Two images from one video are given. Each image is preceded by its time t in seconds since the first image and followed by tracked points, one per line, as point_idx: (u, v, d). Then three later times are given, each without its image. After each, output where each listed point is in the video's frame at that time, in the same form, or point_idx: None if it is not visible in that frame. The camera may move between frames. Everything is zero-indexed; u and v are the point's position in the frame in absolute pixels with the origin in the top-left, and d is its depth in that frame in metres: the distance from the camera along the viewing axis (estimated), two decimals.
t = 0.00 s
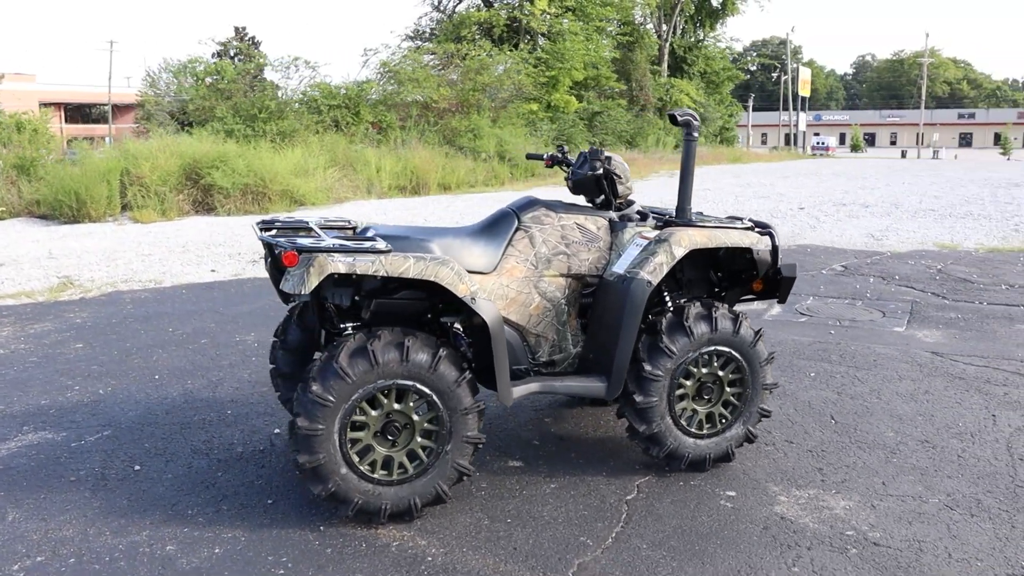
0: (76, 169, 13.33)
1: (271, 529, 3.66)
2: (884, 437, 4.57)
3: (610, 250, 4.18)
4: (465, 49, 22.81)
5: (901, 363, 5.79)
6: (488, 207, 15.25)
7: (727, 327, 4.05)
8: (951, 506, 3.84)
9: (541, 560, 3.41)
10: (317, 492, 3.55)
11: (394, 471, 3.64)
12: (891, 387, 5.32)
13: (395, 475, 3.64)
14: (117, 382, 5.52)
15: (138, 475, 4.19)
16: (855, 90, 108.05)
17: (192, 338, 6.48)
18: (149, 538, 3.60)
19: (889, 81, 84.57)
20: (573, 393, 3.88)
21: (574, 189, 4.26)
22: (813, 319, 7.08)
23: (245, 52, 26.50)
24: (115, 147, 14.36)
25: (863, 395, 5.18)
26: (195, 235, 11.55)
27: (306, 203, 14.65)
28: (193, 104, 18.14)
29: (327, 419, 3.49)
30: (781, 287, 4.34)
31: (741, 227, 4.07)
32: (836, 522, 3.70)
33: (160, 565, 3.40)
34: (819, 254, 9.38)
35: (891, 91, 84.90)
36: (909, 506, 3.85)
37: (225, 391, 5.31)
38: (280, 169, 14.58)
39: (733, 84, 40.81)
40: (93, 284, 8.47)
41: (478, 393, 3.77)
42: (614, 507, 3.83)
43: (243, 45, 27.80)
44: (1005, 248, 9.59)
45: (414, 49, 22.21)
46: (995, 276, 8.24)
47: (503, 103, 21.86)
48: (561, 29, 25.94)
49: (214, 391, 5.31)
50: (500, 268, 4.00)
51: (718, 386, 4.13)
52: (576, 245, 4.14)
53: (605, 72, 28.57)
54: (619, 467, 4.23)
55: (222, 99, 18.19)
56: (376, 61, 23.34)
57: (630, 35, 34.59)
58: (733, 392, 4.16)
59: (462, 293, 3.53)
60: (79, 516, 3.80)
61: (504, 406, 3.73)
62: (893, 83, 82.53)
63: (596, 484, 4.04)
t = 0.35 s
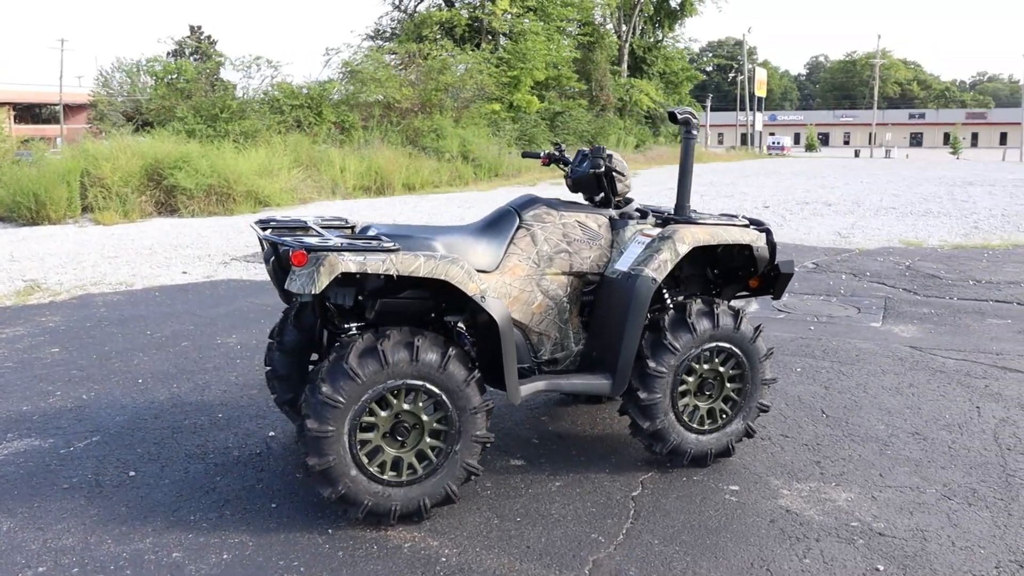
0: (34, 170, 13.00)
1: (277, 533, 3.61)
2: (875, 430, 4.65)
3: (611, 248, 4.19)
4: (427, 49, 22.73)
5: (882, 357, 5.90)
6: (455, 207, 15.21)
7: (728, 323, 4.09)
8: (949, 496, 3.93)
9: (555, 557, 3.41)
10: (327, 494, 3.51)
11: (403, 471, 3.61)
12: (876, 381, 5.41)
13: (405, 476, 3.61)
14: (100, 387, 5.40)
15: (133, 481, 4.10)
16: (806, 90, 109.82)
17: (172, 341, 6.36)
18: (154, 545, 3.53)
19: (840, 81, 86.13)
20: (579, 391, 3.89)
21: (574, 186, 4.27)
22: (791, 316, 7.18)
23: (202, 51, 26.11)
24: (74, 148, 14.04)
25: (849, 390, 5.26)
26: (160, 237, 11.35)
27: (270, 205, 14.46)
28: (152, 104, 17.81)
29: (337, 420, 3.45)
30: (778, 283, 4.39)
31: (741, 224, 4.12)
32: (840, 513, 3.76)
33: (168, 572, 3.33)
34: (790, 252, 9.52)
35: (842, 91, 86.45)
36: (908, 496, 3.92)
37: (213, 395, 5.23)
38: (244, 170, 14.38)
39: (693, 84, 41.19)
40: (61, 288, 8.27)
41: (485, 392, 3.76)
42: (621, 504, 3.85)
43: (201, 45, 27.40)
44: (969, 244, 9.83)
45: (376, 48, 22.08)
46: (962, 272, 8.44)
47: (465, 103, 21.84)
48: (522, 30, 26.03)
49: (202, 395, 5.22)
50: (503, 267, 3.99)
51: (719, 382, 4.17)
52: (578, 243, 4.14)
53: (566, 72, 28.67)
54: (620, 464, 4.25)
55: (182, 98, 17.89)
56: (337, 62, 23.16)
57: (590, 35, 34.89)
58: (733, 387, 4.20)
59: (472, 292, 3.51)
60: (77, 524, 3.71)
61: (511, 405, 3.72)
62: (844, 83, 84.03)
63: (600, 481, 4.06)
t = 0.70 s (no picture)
0: None
1: (283, 539, 3.55)
2: (864, 423, 4.74)
3: (608, 247, 4.21)
4: (386, 48, 22.60)
5: (861, 352, 6.01)
6: (419, 207, 15.13)
7: (725, 321, 4.14)
8: (943, 487, 4.02)
9: (567, 556, 3.41)
10: (334, 498, 3.47)
11: (410, 474, 3.58)
12: (858, 375, 5.51)
13: (411, 478, 3.58)
14: (79, 394, 5.28)
15: (127, 489, 4.01)
16: (757, 90, 111.36)
17: (148, 346, 6.24)
18: (156, 554, 3.45)
19: (791, 81, 87.54)
20: (582, 390, 3.91)
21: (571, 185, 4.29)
22: (767, 313, 7.28)
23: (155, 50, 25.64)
24: (28, 148, 13.69)
25: (833, 385, 5.35)
26: (121, 240, 11.12)
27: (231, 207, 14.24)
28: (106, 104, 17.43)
29: (345, 423, 3.40)
30: (771, 281, 4.45)
31: (737, 223, 4.18)
32: (839, 507, 3.82)
33: None
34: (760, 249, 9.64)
35: (793, 90, 87.85)
36: (903, 488, 4.00)
37: (198, 399, 5.13)
38: (205, 171, 14.14)
39: (649, 84, 41.54)
40: (25, 292, 8.06)
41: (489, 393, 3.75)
42: (625, 501, 3.87)
43: (154, 44, 26.90)
44: (930, 240, 10.06)
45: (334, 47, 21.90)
46: (927, 268, 8.64)
47: (425, 103, 21.76)
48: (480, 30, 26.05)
49: (187, 399, 5.13)
50: (502, 267, 3.98)
51: (716, 379, 4.21)
52: (576, 243, 4.15)
53: (524, 72, 28.70)
54: (619, 462, 4.27)
55: (137, 98, 17.54)
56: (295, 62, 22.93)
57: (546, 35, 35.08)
58: (730, 384, 4.25)
59: (479, 293, 3.51)
60: (73, 535, 3.61)
61: (516, 405, 3.72)
62: (793, 84, 85.41)
63: (602, 480, 4.07)
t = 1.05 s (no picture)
0: None
1: (293, 540, 3.53)
2: (853, 416, 4.85)
3: (607, 246, 4.24)
4: (347, 48, 22.47)
5: (841, 347, 6.14)
6: (385, 207, 15.06)
7: (723, 317, 4.21)
8: (935, 476, 4.13)
9: (579, 552, 3.44)
10: (345, 499, 3.45)
11: (420, 473, 3.59)
12: (841, 370, 5.62)
13: (421, 478, 3.58)
14: (64, 399, 5.18)
15: (126, 495, 3.95)
16: (712, 90, 112.68)
17: (129, 349, 6.14)
18: (165, 558, 3.41)
19: (746, 81, 88.73)
20: (586, 387, 3.94)
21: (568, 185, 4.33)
22: (745, 310, 7.38)
23: (109, 48, 25.15)
24: None
25: (818, 379, 5.46)
26: (85, 242, 10.91)
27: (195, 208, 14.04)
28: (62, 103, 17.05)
29: (356, 423, 3.39)
30: (764, 278, 4.53)
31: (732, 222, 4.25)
32: (838, 497, 3.91)
33: None
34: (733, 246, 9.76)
35: (749, 91, 89.04)
36: (897, 478, 4.11)
37: (188, 403, 5.07)
38: (168, 171, 13.92)
39: (609, 84, 41.83)
40: None
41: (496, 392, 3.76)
42: (629, 497, 3.91)
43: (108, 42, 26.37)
44: (895, 238, 10.30)
45: (295, 47, 21.72)
46: (895, 264, 8.85)
47: (387, 103, 21.67)
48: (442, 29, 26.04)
49: (176, 403, 5.07)
50: (504, 266, 4.00)
51: (713, 375, 4.28)
52: (576, 242, 4.18)
53: (485, 72, 28.71)
54: (619, 458, 4.32)
55: (95, 97, 17.20)
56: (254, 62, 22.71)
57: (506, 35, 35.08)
58: (727, 380, 4.32)
59: (488, 292, 3.52)
60: (76, 541, 3.55)
61: (523, 403, 3.74)
62: (748, 84, 86.55)
63: (604, 476, 4.11)
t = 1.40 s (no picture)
0: None
1: (308, 537, 3.53)
2: (845, 408, 4.95)
3: (609, 241, 4.29)
4: (313, 46, 22.33)
5: (825, 341, 6.27)
6: (357, 206, 14.98)
7: (723, 311, 4.28)
8: (929, 464, 4.24)
9: (594, 543, 3.49)
10: (360, 495, 3.47)
11: (433, 468, 3.61)
12: (828, 363, 5.74)
13: (435, 472, 3.60)
14: (55, 400, 5.11)
15: (131, 495, 3.92)
16: (674, 88, 113.57)
17: (116, 350, 6.08)
18: (179, 557, 3.40)
19: (708, 80, 89.60)
20: (592, 381, 3.99)
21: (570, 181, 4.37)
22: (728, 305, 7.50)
23: (70, 45, 24.69)
24: None
25: (807, 371, 5.57)
26: (55, 242, 10.72)
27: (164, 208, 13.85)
28: (24, 101, 16.71)
29: (372, 419, 3.41)
30: (760, 271, 4.61)
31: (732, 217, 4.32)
32: (839, 485, 4.01)
33: None
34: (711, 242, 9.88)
35: (710, 89, 89.90)
36: (893, 465, 4.21)
37: (183, 403, 5.03)
38: (136, 170, 13.71)
39: (574, 83, 42.04)
40: None
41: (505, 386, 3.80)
42: (637, 489, 3.97)
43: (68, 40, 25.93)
44: (866, 233, 10.51)
45: (261, 44, 21.53)
46: (869, 260, 9.03)
47: (355, 101, 21.57)
48: (408, 28, 26.05)
49: (171, 402, 5.03)
50: (509, 261, 4.03)
51: (714, 368, 4.36)
52: (579, 237, 4.23)
53: (452, 70, 28.77)
54: (622, 451, 4.37)
55: (59, 95, 16.89)
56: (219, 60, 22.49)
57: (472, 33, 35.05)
58: (727, 372, 4.40)
59: (501, 287, 3.55)
60: (86, 542, 3.52)
61: (533, 397, 3.78)
62: (710, 82, 87.41)
63: (609, 469, 4.17)
